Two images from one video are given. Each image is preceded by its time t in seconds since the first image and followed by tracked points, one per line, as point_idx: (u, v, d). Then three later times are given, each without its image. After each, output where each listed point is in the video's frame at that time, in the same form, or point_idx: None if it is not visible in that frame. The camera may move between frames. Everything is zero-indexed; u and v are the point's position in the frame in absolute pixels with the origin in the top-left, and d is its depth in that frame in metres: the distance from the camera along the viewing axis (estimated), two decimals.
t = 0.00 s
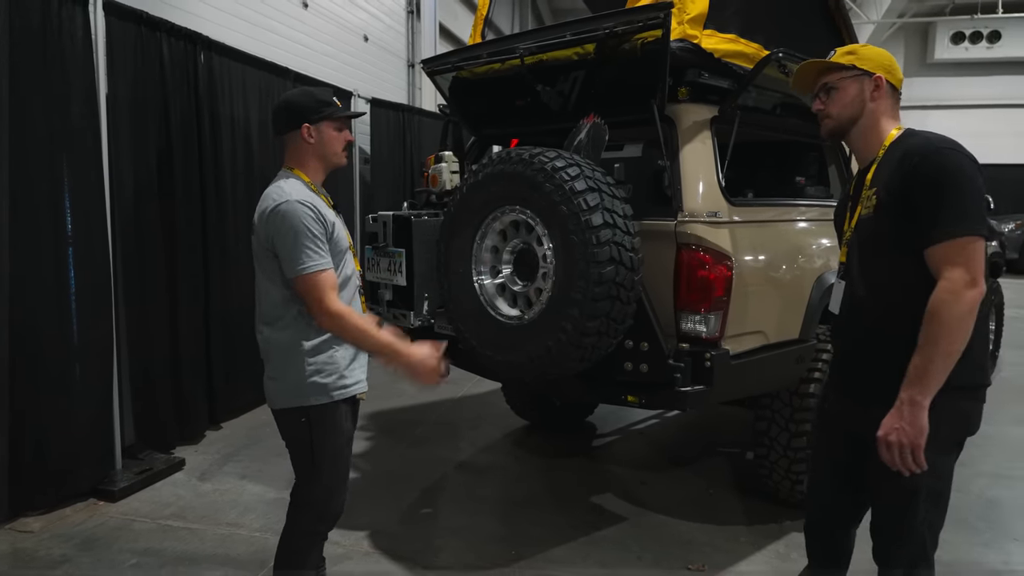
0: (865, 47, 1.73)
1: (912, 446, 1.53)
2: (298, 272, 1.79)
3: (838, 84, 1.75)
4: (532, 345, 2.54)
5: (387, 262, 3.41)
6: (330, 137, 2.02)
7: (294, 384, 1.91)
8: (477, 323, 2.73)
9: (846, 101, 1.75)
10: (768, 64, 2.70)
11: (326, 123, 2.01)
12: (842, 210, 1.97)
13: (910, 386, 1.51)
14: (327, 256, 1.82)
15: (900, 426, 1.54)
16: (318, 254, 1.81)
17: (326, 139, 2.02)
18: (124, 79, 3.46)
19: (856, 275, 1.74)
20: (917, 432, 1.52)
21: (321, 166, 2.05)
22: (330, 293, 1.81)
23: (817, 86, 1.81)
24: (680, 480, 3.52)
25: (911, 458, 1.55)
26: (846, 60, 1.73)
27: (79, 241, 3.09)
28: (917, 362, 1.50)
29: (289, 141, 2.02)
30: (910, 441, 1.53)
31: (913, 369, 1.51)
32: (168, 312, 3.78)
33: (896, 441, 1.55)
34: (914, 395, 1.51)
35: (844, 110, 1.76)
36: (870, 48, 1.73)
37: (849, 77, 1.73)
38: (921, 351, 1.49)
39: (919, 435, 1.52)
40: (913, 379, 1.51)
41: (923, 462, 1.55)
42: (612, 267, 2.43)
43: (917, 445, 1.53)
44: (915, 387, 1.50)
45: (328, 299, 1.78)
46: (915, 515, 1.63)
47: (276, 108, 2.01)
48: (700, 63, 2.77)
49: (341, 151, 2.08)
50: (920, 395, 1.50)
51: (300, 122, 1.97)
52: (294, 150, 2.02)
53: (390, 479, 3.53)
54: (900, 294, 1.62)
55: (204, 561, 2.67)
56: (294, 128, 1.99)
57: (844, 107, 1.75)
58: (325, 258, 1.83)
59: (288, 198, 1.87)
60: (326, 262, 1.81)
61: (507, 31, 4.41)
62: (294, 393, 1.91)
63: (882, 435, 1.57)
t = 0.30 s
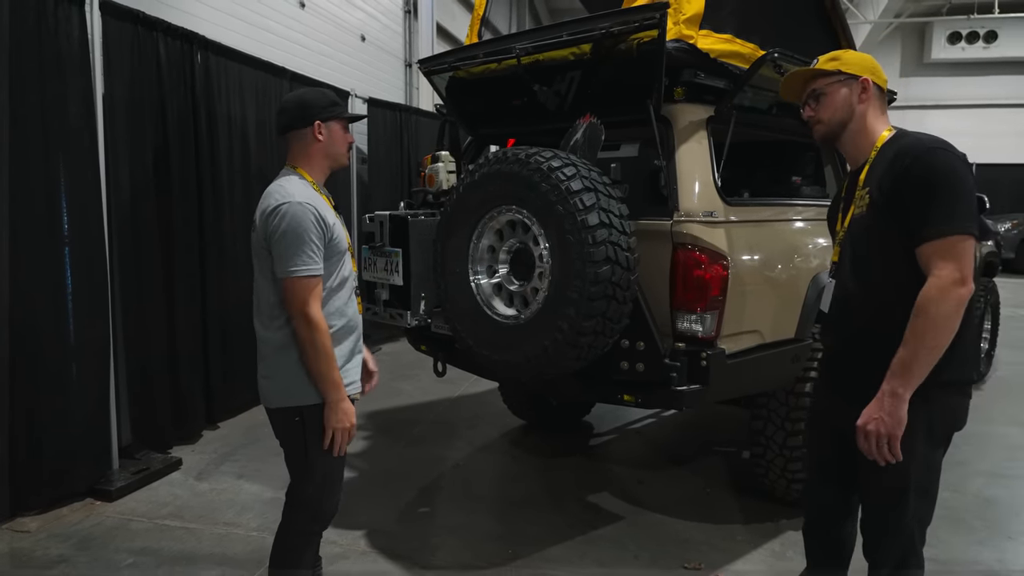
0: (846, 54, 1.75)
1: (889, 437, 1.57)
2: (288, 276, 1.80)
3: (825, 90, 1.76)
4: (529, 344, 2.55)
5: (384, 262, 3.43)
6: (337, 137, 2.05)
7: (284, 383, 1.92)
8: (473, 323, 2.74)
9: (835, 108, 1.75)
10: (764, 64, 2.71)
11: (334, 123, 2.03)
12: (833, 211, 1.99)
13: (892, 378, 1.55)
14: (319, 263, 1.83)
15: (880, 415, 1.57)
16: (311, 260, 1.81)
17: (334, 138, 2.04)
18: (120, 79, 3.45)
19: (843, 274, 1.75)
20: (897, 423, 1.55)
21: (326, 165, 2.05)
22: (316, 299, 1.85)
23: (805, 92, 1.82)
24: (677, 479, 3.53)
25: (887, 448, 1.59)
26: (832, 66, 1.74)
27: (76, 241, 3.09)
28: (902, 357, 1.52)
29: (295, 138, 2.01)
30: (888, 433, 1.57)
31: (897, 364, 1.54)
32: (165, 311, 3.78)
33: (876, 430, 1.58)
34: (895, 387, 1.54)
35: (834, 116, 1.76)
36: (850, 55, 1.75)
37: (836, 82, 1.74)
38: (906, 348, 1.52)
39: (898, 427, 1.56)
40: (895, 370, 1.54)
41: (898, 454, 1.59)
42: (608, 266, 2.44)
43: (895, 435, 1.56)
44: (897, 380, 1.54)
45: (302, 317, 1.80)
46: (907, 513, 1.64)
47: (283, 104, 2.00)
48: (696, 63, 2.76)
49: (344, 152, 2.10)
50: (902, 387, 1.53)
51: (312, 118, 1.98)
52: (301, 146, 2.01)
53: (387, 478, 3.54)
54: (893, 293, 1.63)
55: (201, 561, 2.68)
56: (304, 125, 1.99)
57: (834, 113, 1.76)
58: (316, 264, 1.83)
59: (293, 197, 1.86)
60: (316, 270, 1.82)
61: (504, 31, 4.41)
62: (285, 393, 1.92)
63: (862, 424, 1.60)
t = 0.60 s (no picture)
0: (843, 47, 1.76)
1: (883, 443, 1.58)
2: (276, 274, 1.80)
3: (817, 83, 1.77)
4: (522, 344, 2.55)
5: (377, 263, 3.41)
6: (331, 140, 2.05)
7: (276, 383, 1.92)
8: (466, 323, 2.74)
9: (826, 100, 1.77)
10: (756, 64, 2.71)
11: (330, 125, 2.04)
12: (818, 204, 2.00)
13: (879, 384, 1.56)
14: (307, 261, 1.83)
15: (871, 423, 1.59)
16: (299, 258, 1.81)
17: (328, 140, 2.04)
18: (113, 79, 3.45)
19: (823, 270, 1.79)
20: (887, 429, 1.57)
21: (318, 167, 2.06)
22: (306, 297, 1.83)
23: (797, 85, 1.83)
24: (671, 478, 3.54)
25: (883, 455, 1.60)
26: (825, 59, 1.75)
27: (68, 241, 3.07)
28: (886, 360, 1.54)
29: (289, 136, 2.01)
30: (882, 439, 1.58)
31: (883, 367, 1.55)
32: (158, 311, 3.77)
33: (868, 438, 1.60)
34: (883, 393, 1.55)
35: (824, 109, 1.77)
36: (847, 49, 1.75)
37: (829, 75, 1.75)
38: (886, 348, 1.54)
39: (890, 432, 1.57)
40: (881, 377, 1.56)
41: (895, 459, 1.60)
42: (601, 266, 2.44)
43: (888, 441, 1.58)
44: (884, 385, 1.55)
45: (291, 316, 1.78)
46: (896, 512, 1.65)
47: (278, 103, 2.00)
48: (689, 64, 2.79)
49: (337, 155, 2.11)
50: (889, 393, 1.55)
51: (308, 118, 1.98)
52: (294, 145, 2.01)
53: (381, 478, 3.54)
54: (881, 293, 1.64)
55: (193, 561, 2.67)
56: (302, 123, 1.99)
57: (824, 106, 1.77)
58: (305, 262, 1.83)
59: (281, 194, 1.87)
60: (305, 268, 1.82)
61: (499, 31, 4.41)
62: (277, 393, 1.92)
63: (856, 434, 1.61)
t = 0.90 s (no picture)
0: (842, 43, 1.76)
1: (845, 433, 1.66)
2: (259, 273, 1.80)
3: (812, 78, 1.78)
4: (516, 344, 2.56)
5: (372, 262, 3.44)
6: (320, 138, 2.05)
7: (267, 382, 1.92)
8: (461, 323, 2.74)
9: (819, 96, 1.78)
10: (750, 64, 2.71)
11: (318, 124, 2.03)
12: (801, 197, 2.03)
13: (846, 378, 1.63)
14: (292, 258, 1.82)
15: (836, 414, 1.66)
16: (282, 256, 1.80)
17: (318, 139, 2.04)
18: (107, 78, 3.44)
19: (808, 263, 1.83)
20: (850, 420, 1.64)
21: (308, 165, 2.06)
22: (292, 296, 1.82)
23: (792, 79, 1.83)
24: (666, 477, 3.55)
25: (845, 444, 1.67)
26: (823, 54, 1.76)
27: (62, 241, 3.07)
28: (856, 357, 1.61)
29: (279, 135, 2.01)
30: (844, 429, 1.66)
31: (852, 362, 1.62)
32: (153, 311, 3.76)
33: (832, 427, 1.67)
34: (849, 387, 1.62)
35: (817, 105, 1.78)
36: (845, 44, 1.76)
37: (823, 71, 1.76)
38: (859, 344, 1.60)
39: (852, 423, 1.64)
40: (849, 372, 1.62)
41: (855, 447, 1.68)
42: (595, 266, 2.45)
43: (850, 432, 1.66)
44: (851, 380, 1.62)
45: (275, 317, 1.78)
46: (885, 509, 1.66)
47: (268, 102, 2.00)
48: (683, 64, 2.78)
49: (329, 153, 2.11)
50: (856, 387, 1.62)
51: (295, 117, 1.98)
52: (283, 144, 2.01)
53: (376, 478, 3.54)
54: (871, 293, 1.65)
55: (188, 562, 2.66)
56: (288, 121, 1.98)
57: (818, 101, 1.78)
58: (290, 260, 1.82)
59: (265, 192, 1.87)
60: (289, 265, 1.81)
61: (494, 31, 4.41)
62: (268, 393, 1.92)
63: (820, 423, 1.69)
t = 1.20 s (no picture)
0: (838, 43, 1.76)
1: (831, 428, 1.68)
2: (245, 274, 1.81)
3: (806, 78, 1.78)
4: (514, 343, 2.55)
5: (369, 261, 3.44)
6: (319, 135, 2.03)
7: (262, 380, 1.92)
8: (459, 322, 2.74)
9: (812, 96, 1.78)
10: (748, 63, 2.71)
11: (318, 121, 2.01)
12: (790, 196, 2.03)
13: (833, 376, 1.66)
14: (279, 258, 1.81)
15: (822, 410, 1.69)
16: (268, 256, 1.80)
17: (318, 137, 2.02)
18: (104, 77, 3.43)
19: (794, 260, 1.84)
20: (835, 417, 1.67)
21: (310, 164, 2.05)
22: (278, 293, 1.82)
23: (786, 79, 1.83)
24: (664, 476, 3.55)
25: (830, 437, 1.70)
26: (817, 54, 1.76)
27: (59, 240, 3.06)
28: (843, 355, 1.63)
29: (279, 134, 2.01)
30: (830, 424, 1.68)
31: (840, 361, 1.64)
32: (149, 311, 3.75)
33: (818, 423, 1.70)
34: (836, 384, 1.65)
35: (810, 104, 1.79)
36: (841, 44, 1.77)
37: (818, 71, 1.76)
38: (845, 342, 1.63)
39: (838, 419, 1.67)
40: (835, 370, 1.65)
41: (839, 442, 1.70)
42: (593, 265, 2.45)
43: (836, 427, 1.68)
44: (838, 377, 1.65)
45: (258, 313, 1.79)
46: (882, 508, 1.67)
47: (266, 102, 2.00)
48: (680, 63, 2.78)
49: (331, 150, 2.09)
50: (842, 385, 1.64)
51: (291, 116, 1.97)
52: (283, 143, 2.01)
53: (374, 477, 3.53)
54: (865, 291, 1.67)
55: (185, 561, 2.66)
56: (285, 121, 1.98)
57: (810, 101, 1.78)
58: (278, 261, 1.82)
59: (256, 193, 1.87)
60: (276, 265, 1.81)
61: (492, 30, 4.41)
62: (263, 390, 1.92)
63: (806, 418, 1.72)
